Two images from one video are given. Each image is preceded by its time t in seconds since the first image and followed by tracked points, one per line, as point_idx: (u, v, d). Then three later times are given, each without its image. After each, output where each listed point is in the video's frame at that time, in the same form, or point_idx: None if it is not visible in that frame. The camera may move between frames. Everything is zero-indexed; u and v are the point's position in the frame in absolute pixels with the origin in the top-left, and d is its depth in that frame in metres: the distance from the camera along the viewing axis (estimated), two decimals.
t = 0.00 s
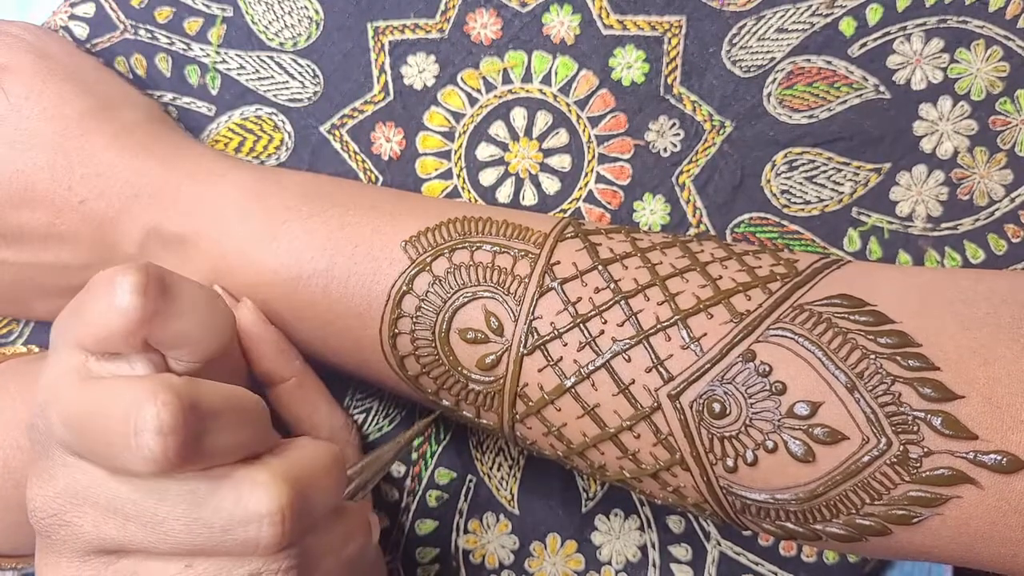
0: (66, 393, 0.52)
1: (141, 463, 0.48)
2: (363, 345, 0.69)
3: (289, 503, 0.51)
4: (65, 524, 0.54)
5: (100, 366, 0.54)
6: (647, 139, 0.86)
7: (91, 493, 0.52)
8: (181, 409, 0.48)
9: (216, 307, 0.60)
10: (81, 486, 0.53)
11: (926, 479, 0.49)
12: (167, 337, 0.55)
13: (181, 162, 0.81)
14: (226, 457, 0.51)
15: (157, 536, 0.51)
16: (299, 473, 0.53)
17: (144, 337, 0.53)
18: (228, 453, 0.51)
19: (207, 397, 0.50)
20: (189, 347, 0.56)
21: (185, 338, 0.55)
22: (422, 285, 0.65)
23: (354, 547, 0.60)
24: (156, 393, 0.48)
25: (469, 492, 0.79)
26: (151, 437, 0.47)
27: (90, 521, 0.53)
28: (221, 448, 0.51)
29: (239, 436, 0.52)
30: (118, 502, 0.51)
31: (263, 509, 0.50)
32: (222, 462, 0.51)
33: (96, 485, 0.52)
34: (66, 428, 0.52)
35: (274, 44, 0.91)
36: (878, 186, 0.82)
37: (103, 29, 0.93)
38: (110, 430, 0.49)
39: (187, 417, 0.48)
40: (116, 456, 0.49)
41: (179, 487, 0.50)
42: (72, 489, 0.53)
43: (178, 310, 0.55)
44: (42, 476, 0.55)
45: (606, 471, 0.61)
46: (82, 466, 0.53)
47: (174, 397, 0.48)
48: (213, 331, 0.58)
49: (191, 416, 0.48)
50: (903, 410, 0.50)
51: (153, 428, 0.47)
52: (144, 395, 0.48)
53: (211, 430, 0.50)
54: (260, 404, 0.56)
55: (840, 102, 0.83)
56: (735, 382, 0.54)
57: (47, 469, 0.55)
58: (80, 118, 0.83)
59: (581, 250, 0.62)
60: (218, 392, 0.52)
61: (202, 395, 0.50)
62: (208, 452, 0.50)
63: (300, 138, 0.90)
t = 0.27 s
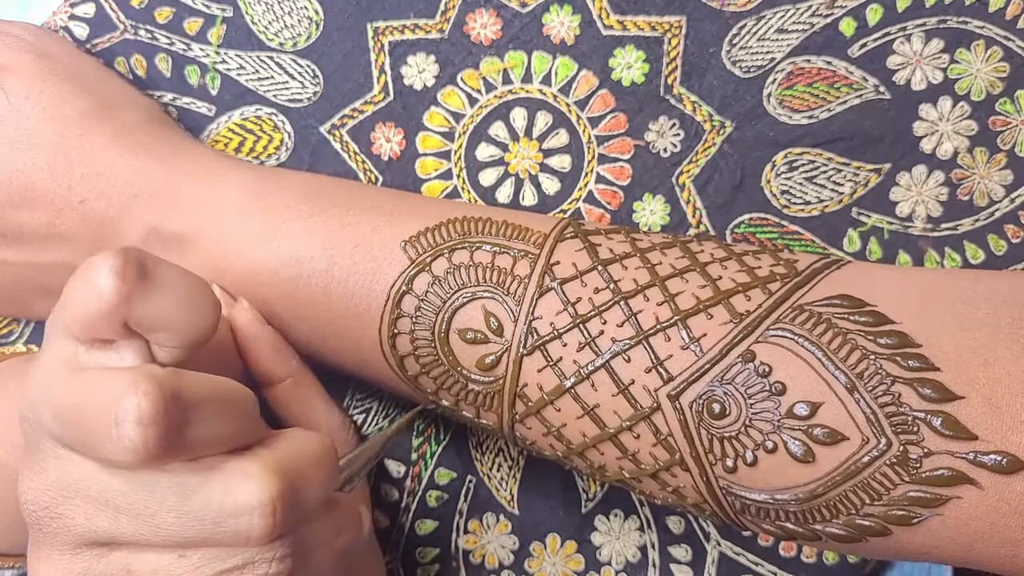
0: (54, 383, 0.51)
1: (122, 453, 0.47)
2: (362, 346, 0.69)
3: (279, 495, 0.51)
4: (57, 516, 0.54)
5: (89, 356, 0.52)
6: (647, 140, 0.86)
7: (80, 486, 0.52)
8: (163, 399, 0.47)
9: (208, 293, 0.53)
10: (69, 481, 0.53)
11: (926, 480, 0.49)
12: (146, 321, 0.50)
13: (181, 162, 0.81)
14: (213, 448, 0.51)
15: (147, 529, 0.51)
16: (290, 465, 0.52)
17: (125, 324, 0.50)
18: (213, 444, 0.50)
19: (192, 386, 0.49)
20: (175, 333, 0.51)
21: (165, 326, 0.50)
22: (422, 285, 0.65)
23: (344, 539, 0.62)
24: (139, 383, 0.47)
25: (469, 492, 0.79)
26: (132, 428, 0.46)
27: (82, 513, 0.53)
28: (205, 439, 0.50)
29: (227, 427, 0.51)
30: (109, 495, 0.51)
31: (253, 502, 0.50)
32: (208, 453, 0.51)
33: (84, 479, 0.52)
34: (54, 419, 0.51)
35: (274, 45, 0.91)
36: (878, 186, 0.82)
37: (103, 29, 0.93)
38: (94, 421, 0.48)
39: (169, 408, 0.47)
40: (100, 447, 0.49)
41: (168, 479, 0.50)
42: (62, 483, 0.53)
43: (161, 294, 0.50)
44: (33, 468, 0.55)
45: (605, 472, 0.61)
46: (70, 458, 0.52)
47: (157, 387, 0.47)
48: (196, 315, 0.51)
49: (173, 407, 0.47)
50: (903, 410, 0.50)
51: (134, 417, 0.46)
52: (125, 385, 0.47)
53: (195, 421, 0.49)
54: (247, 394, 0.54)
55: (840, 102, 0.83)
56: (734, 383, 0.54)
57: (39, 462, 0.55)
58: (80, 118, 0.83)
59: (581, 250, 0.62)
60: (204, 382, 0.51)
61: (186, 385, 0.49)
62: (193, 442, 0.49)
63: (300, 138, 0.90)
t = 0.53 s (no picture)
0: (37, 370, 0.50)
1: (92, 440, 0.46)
2: (363, 347, 0.69)
3: (257, 486, 0.49)
4: (42, 507, 0.53)
5: (77, 344, 0.51)
6: (647, 139, 0.86)
7: (61, 476, 0.51)
8: (132, 385, 0.45)
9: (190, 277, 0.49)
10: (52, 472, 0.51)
11: (925, 482, 0.49)
12: (125, 303, 0.48)
13: (181, 162, 0.81)
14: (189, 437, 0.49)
15: (127, 521, 0.50)
16: (271, 455, 0.51)
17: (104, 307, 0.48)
18: (189, 432, 0.49)
19: (164, 373, 0.48)
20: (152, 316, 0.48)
21: (142, 310, 0.48)
22: (422, 286, 0.65)
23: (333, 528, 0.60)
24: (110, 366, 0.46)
25: (469, 492, 0.80)
26: (99, 413, 0.45)
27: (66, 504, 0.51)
28: (178, 426, 0.48)
29: (204, 415, 0.49)
30: (89, 485, 0.50)
31: (229, 493, 0.48)
32: (183, 442, 0.49)
33: (65, 468, 0.50)
34: (37, 407, 0.50)
35: (274, 44, 0.91)
36: (878, 186, 0.82)
37: (103, 28, 0.93)
38: (68, 407, 0.47)
39: (138, 393, 0.45)
40: (74, 434, 0.47)
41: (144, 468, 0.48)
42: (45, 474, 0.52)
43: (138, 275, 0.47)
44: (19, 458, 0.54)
45: (605, 473, 0.61)
46: (53, 449, 0.51)
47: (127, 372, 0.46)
48: (175, 298, 0.48)
49: (143, 391, 0.46)
50: (902, 412, 0.50)
51: (101, 402, 0.44)
52: (95, 369, 0.46)
53: (166, 407, 0.47)
54: (227, 381, 0.53)
55: (840, 102, 0.83)
56: (734, 385, 0.54)
57: (23, 453, 0.53)
58: (81, 118, 0.83)
59: (582, 251, 0.62)
60: (179, 368, 0.49)
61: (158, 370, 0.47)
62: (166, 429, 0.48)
63: (300, 138, 0.90)
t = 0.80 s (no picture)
0: (16, 366, 0.50)
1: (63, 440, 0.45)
2: (362, 347, 0.69)
3: (235, 488, 0.47)
4: (26, 506, 0.52)
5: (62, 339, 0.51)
6: (647, 140, 0.86)
7: (45, 475, 0.50)
8: (100, 384, 0.44)
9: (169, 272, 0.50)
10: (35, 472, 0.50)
11: (925, 481, 0.49)
12: (102, 296, 0.48)
13: (181, 162, 0.81)
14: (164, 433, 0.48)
15: (108, 522, 0.49)
16: (250, 457, 0.49)
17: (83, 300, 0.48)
18: (161, 434, 0.48)
19: (138, 373, 0.46)
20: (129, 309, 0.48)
21: (119, 304, 0.48)
22: (421, 286, 0.65)
23: (320, 523, 0.58)
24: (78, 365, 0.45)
25: (469, 492, 0.79)
26: (69, 412, 0.44)
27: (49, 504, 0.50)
28: (151, 427, 0.47)
29: (177, 413, 0.48)
30: (70, 486, 0.49)
31: (206, 496, 0.46)
32: (158, 442, 0.48)
33: (49, 467, 0.49)
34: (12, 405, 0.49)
35: (274, 45, 0.91)
36: (878, 186, 0.82)
37: (103, 29, 0.93)
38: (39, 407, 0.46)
39: (108, 392, 0.44)
40: (45, 434, 0.46)
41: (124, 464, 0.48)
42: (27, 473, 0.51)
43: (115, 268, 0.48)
44: None
45: (605, 473, 0.61)
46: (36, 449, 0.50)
47: (96, 370, 0.45)
48: (152, 292, 0.48)
49: (112, 390, 0.45)
50: (902, 412, 0.50)
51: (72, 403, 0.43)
52: (65, 369, 0.45)
53: (139, 408, 0.46)
54: (205, 381, 0.52)
55: (840, 102, 0.83)
56: (734, 384, 0.54)
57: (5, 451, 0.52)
58: (80, 118, 0.83)
59: (581, 251, 0.62)
60: (154, 368, 0.48)
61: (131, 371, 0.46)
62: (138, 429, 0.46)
63: (300, 138, 0.90)
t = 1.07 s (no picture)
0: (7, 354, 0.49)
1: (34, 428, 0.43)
2: (363, 348, 0.69)
3: (213, 482, 0.45)
4: (8, 500, 0.49)
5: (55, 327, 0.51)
6: (647, 139, 0.86)
7: (28, 468, 0.48)
8: (74, 370, 0.43)
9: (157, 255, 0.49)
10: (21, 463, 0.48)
11: (926, 484, 0.49)
12: (90, 279, 0.48)
13: (182, 162, 0.81)
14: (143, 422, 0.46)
15: (89, 517, 0.47)
16: (232, 449, 0.46)
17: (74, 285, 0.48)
18: (141, 424, 0.46)
19: (111, 359, 0.45)
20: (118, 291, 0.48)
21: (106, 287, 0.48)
22: (422, 287, 0.65)
23: (311, 517, 0.55)
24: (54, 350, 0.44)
25: (470, 492, 0.80)
26: (40, 398, 0.42)
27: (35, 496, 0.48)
28: (127, 416, 0.45)
29: (156, 402, 0.46)
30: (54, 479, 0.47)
31: (182, 489, 0.44)
32: (138, 432, 0.46)
33: (33, 459, 0.47)
34: None
35: (274, 44, 0.91)
36: (879, 186, 0.82)
37: (103, 28, 0.93)
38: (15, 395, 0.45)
39: (80, 379, 0.43)
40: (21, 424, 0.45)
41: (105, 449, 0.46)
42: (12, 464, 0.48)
43: (103, 246, 0.47)
44: None
45: (605, 474, 0.61)
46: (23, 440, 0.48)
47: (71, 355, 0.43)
48: (137, 273, 0.47)
49: (86, 376, 0.43)
50: (903, 414, 0.50)
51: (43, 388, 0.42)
52: (38, 354, 0.43)
53: (114, 396, 0.44)
54: (187, 372, 0.50)
55: (840, 102, 0.83)
56: (735, 387, 0.54)
57: None
58: (81, 118, 0.83)
59: (582, 253, 0.62)
60: (132, 356, 0.46)
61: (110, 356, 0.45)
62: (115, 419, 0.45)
63: (300, 138, 0.90)
